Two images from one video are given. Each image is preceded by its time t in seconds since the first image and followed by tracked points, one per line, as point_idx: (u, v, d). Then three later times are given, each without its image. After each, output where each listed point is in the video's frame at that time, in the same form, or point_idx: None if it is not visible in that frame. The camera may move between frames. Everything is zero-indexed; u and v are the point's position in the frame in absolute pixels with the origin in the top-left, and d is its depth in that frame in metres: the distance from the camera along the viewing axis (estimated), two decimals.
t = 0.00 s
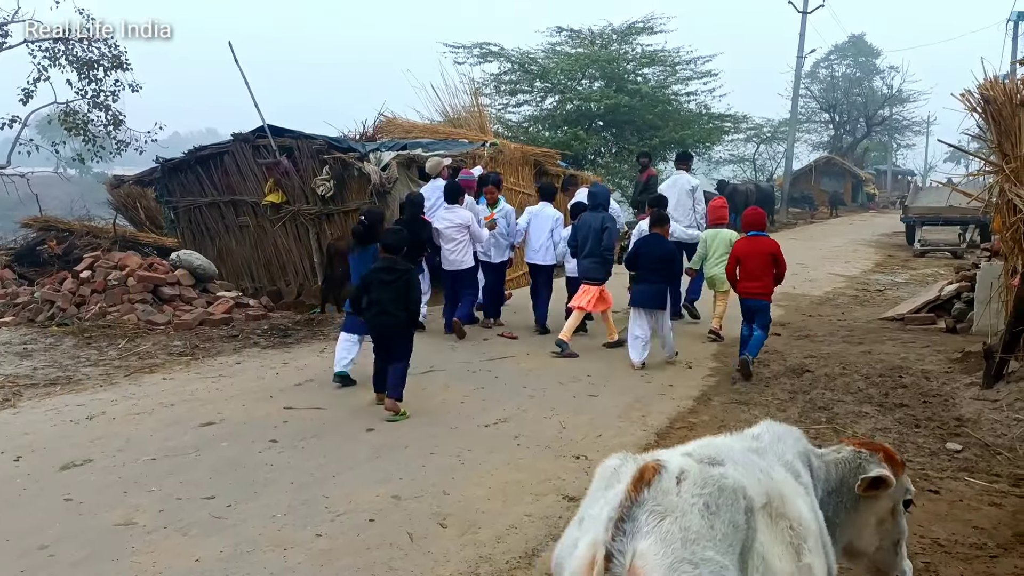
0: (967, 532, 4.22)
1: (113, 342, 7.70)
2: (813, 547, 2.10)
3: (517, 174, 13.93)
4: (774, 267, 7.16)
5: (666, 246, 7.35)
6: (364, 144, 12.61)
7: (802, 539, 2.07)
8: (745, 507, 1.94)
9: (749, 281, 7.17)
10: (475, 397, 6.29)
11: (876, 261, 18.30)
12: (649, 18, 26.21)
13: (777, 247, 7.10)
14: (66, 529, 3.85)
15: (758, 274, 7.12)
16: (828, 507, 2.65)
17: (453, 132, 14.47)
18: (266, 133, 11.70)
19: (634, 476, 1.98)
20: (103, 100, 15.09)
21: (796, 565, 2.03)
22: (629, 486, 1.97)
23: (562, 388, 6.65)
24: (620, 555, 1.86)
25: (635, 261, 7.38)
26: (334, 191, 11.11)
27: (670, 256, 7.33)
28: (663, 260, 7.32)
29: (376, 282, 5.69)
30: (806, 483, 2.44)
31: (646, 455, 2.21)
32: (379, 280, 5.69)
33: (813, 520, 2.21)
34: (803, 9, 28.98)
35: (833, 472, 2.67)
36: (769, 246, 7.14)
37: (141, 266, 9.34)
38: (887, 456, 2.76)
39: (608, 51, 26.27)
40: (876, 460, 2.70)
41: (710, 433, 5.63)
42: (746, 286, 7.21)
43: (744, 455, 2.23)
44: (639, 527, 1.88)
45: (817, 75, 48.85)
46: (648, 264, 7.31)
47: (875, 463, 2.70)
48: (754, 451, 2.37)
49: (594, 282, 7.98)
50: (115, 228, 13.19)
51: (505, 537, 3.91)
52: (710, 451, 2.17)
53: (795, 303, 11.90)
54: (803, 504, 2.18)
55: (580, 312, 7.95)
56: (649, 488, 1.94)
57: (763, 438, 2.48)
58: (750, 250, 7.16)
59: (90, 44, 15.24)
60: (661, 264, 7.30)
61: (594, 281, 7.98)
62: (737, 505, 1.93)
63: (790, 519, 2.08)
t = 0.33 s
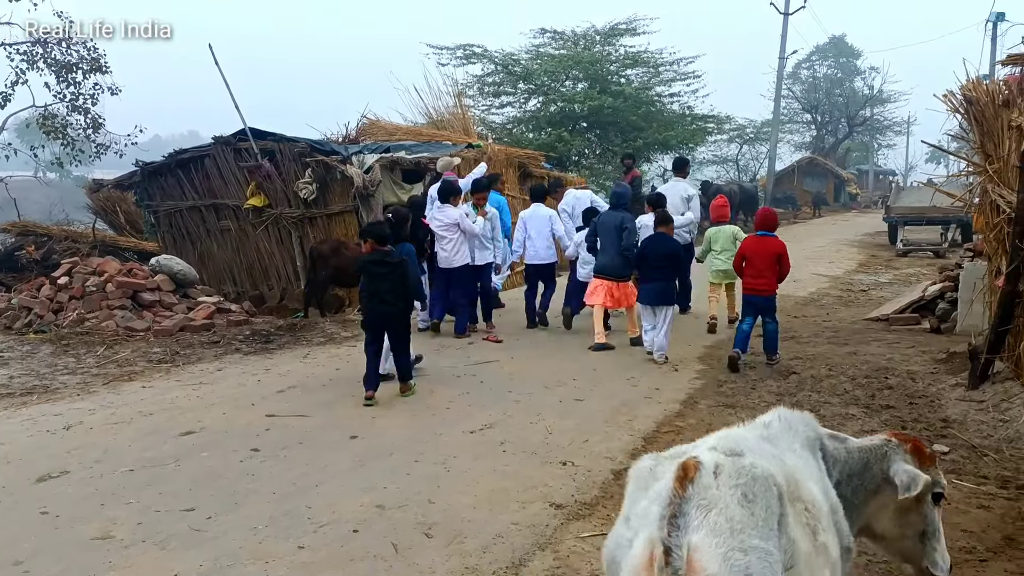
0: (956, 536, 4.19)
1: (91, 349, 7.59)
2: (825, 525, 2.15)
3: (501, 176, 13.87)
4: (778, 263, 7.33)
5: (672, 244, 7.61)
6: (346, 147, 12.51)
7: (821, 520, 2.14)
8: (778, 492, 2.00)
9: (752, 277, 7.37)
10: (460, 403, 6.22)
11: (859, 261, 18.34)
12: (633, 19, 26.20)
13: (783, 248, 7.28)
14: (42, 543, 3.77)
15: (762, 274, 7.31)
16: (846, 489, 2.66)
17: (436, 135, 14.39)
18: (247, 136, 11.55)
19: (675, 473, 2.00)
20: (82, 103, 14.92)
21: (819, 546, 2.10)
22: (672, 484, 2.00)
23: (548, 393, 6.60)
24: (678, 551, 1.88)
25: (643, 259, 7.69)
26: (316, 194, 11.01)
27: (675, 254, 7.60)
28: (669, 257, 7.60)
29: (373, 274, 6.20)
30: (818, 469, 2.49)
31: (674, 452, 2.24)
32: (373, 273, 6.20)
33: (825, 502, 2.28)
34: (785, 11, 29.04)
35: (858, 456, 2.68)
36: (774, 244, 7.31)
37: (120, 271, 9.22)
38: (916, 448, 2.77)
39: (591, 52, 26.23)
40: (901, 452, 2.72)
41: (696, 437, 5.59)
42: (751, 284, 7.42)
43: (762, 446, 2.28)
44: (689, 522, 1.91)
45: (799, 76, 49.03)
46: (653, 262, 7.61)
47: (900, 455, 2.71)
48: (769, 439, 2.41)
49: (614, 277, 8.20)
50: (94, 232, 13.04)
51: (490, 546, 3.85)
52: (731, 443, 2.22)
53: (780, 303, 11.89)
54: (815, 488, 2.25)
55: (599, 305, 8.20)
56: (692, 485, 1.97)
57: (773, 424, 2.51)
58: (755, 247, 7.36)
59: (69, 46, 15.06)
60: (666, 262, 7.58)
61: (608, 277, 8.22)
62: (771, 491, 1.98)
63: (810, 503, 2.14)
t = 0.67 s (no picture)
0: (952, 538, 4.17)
1: (76, 355, 7.49)
2: (869, 515, 2.26)
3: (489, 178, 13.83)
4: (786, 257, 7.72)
5: (677, 244, 7.93)
6: (333, 150, 12.40)
7: (864, 508, 2.25)
8: (811, 476, 2.14)
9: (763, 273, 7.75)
10: (451, 407, 6.18)
11: (845, 262, 18.39)
12: (618, 21, 26.21)
13: (790, 240, 7.67)
14: (30, 553, 3.70)
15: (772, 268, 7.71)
16: (898, 491, 2.68)
17: (423, 136, 14.34)
18: (233, 138, 11.42)
19: (709, 454, 2.18)
20: (65, 106, 14.77)
21: (858, 530, 2.20)
22: (706, 464, 2.18)
23: (539, 397, 6.56)
24: (706, 522, 2.07)
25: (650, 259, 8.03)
26: (303, 198, 10.93)
27: (679, 254, 7.93)
28: (672, 258, 7.94)
29: (375, 273, 6.57)
30: (866, 461, 2.56)
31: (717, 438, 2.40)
32: (376, 272, 6.58)
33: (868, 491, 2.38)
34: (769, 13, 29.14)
35: (914, 461, 2.71)
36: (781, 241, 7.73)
37: (105, 275, 9.14)
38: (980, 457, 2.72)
39: (577, 54, 26.22)
40: (965, 462, 2.69)
41: (690, 440, 5.56)
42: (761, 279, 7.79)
43: (804, 436, 2.40)
44: (719, 498, 2.09)
45: (783, 77, 49.21)
46: (659, 260, 7.96)
47: (962, 464, 2.68)
48: (813, 430, 2.51)
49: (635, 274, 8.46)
50: (78, 236, 12.91)
51: (485, 553, 3.81)
52: (772, 432, 2.36)
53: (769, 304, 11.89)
54: (858, 478, 2.35)
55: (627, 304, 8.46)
56: (725, 465, 2.15)
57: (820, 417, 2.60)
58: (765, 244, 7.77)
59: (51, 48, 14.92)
60: (671, 262, 7.94)
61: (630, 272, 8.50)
62: (804, 476, 2.12)
63: (849, 490, 2.25)
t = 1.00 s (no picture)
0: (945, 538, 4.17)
1: (60, 360, 7.41)
2: (894, 501, 2.29)
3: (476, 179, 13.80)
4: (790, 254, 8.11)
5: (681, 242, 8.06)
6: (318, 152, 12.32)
7: (885, 494, 2.27)
8: (818, 460, 2.16)
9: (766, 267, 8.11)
10: (441, 409, 6.15)
11: (831, 262, 18.44)
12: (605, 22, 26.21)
13: (791, 236, 8.09)
14: (16, 561, 3.65)
15: (772, 260, 8.06)
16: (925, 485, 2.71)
17: (410, 138, 14.30)
18: (218, 139, 11.34)
19: (714, 441, 2.28)
20: (48, 108, 14.65)
21: (876, 516, 2.24)
22: (708, 450, 2.27)
23: (530, 398, 6.54)
24: (698, 505, 2.17)
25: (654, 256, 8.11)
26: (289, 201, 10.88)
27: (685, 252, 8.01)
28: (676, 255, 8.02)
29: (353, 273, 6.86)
30: (898, 450, 2.59)
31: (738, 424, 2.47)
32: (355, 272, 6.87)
33: (896, 478, 2.39)
34: (754, 15, 29.21)
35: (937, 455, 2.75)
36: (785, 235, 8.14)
37: (89, 278, 9.10)
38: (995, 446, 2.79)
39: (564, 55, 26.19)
40: (986, 452, 2.70)
41: (681, 441, 5.55)
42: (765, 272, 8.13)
43: (829, 421, 2.44)
44: (715, 482, 2.19)
45: (768, 78, 49.39)
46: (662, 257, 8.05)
47: (984, 454, 2.70)
48: (843, 418, 2.56)
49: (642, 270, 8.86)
50: (62, 239, 12.80)
51: (477, 557, 3.78)
52: (793, 418, 2.40)
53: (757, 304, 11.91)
54: (885, 464, 2.37)
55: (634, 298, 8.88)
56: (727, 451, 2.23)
57: (852, 408, 2.65)
58: (767, 240, 8.12)
59: (34, 50, 14.79)
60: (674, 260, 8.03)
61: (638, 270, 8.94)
62: (808, 459, 2.14)
63: (870, 477, 2.28)
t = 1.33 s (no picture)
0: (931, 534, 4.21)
1: (47, 363, 7.36)
2: (879, 491, 2.26)
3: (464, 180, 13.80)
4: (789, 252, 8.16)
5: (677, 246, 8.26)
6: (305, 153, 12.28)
7: (868, 485, 2.25)
8: (790, 453, 2.20)
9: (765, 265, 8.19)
10: (430, 411, 6.15)
11: (817, 262, 18.52)
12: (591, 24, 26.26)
13: (791, 236, 8.12)
14: (5, 565, 3.63)
15: (772, 259, 8.13)
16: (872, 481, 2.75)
17: (397, 139, 14.29)
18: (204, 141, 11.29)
19: (692, 424, 2.38)
20: (31, 110, 14.55)
21: (856, 505, 2.22)
22: (686, 433, 2.37)
23: (519, 399, 6.56)
24: (665, 483, 2.29)
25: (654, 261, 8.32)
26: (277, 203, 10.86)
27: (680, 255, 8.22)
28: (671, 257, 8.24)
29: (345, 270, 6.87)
30: (887, 444, 2.58)
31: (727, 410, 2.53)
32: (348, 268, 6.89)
33: (886, 473, 2.36)
34: (740, 17, 29.34)
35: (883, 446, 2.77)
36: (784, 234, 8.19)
37: (75, 282, 9.08)
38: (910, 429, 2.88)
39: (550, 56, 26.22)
40: (920, 442, 2.76)
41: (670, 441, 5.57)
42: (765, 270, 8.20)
43: (818, 413, 2.45)
44: (683, 462, 2.29)
45: (753, 79, 49.60)
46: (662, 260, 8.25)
47: (920, 445, 2.76)
48: (834, 412, 2.58)
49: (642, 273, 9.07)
50: (47, 242, 12.73)
51: (469, 558, 3.78)
52: (781, 409, 2.43)
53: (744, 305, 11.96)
54: (874, 456, 2.34)
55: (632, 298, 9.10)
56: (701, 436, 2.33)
57: (844, 401, 2.67)
58: (767, 238, 8.17)
59: (17, 51, 14.70)
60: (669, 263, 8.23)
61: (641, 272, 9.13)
62: (779, 450, 2.20)
63: (855, 469, 2.26)
